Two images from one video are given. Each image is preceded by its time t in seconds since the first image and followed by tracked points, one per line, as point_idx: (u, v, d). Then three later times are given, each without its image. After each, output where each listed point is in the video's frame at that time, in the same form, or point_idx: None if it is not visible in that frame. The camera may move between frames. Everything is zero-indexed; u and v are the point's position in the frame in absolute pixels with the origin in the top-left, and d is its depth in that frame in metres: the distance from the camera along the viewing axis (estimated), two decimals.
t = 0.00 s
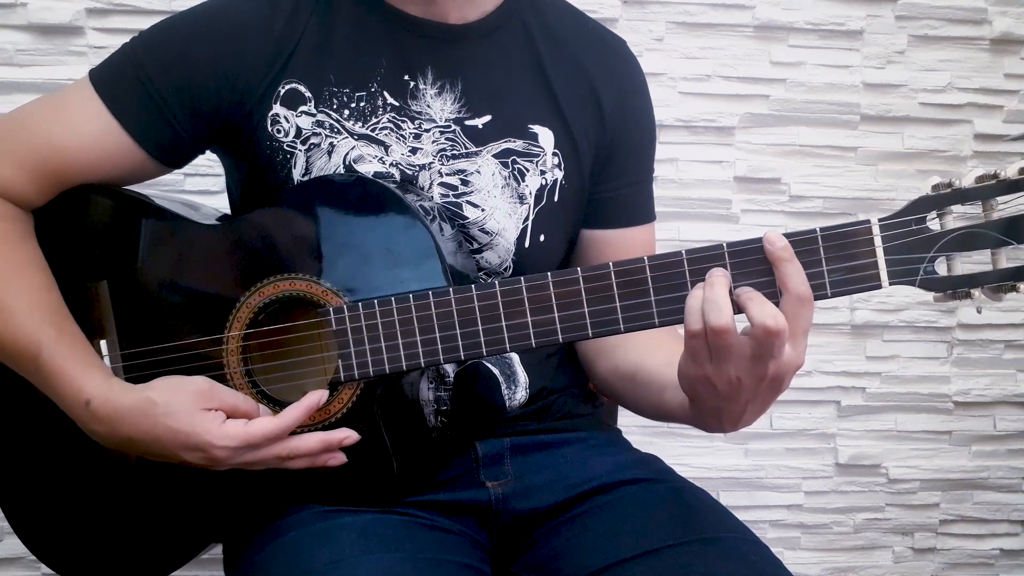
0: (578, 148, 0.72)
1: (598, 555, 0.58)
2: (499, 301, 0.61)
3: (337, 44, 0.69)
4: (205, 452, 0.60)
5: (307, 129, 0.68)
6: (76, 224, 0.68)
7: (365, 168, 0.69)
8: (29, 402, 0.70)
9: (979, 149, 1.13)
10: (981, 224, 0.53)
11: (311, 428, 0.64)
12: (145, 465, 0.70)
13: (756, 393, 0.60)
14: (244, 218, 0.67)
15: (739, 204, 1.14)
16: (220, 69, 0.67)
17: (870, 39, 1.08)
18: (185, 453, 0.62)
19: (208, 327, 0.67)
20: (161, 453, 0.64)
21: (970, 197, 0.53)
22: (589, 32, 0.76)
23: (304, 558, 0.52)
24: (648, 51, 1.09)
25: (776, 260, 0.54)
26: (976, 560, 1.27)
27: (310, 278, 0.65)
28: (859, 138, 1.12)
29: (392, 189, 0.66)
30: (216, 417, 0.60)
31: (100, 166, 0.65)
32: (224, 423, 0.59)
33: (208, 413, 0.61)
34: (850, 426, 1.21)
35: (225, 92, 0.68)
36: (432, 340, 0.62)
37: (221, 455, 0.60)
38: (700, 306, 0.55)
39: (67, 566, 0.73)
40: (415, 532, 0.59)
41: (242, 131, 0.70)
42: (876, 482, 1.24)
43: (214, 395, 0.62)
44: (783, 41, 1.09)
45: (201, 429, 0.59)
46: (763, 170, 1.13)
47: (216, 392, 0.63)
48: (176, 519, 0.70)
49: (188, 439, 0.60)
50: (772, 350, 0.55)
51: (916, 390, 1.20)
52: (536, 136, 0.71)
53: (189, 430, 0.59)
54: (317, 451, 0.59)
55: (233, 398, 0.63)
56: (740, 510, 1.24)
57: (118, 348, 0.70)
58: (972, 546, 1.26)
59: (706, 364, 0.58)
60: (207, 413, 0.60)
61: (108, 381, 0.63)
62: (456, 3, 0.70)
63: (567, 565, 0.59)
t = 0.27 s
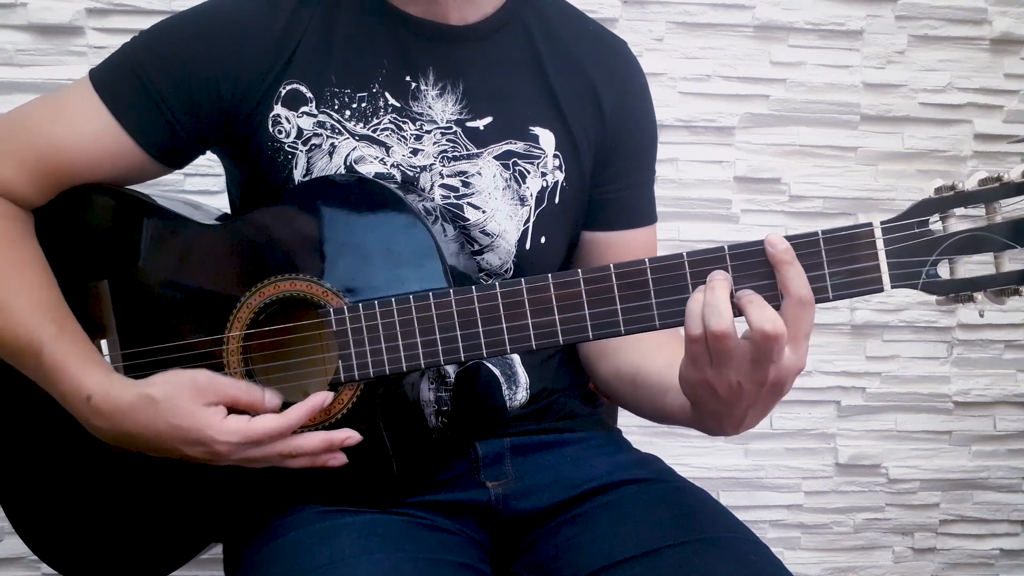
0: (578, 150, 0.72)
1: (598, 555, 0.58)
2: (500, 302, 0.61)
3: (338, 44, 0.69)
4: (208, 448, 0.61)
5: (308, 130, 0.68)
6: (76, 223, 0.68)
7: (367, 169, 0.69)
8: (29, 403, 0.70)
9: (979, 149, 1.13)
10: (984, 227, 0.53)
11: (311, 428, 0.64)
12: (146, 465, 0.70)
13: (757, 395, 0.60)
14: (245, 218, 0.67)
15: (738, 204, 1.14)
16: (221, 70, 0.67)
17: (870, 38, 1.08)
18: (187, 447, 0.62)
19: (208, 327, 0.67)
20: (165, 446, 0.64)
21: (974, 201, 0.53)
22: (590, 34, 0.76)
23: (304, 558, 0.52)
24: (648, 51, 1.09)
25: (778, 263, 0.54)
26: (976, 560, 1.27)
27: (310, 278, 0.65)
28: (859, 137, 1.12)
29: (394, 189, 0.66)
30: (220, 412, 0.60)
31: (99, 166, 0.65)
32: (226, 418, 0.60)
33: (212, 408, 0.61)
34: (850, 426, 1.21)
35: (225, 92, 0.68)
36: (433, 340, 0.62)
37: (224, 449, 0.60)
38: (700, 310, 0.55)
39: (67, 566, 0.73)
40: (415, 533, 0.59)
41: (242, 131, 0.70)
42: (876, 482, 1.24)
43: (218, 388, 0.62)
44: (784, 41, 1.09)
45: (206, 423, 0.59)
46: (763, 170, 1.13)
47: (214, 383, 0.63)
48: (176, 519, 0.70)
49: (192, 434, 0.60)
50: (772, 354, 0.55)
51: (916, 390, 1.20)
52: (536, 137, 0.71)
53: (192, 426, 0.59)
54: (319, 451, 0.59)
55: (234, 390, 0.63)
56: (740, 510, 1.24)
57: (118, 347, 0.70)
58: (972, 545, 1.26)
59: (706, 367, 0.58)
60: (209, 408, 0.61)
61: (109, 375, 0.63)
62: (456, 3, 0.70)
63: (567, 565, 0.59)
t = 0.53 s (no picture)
0: (576, 150, 0.72)
1: (599, 555, 0.58)
2: (499, 300, 0.61)
3: (337, 44, 0.69)
4: (219, 406, 0.60)
5: (306, 129, 0.68)
6: (74, 221, 0.68)
7: (366, 166, 0.69)
8: (32, 401, 0.70)
9: (979, 149, 1.13)
10: (989, 223, 0.53)
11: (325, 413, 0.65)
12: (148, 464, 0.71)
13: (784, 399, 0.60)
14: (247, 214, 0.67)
15: (739, 204, 1.14)
16: (220, 69, 0.67)
17: (869, 39, 1.08)
18: (195, 409, 0.61)
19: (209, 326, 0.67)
20: (170, 413, 0.63)
21: (978, 196, 0.53)
22: (588, 34, 0.76)
23: (304, 558, 0.52)
24: (648, 51, 1.09)
25: (783, 255, 0.54)
26: (976, 560, 1.27)
27: (311, 277, 0.65)
28: (859, 138, 1.12)
29: (393, 188, 0.65)
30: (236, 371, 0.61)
31: (99, 164, 0.65)
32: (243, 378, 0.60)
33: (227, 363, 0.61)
34: (850, 426, 1.21)
35: (223, 91, 0.68)
36: (431, 340, 0.62)
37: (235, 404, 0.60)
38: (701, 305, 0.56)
39: (67, 566, 0.73)
40: (415, 533, 0.59)
41: (241, 130, 0.70)
42: (876, 482, 1.24)
43: (230, 349, 0.62)
44: (784, 41, 1.09)
45: (223, 377, 0.59)
46: (763, 170, 1.13)
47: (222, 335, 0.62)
48: (176, 519, 0.71)
49: (206, 389, 0.60)
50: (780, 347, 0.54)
51: (916, 390, 1.20)
52: (532, 138, 0.71)
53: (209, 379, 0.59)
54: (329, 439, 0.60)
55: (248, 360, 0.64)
56: (740, 510, 1.24)
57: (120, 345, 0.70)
58: (972, 546, 1.26)
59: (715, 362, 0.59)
60: (225, 361, 0.61)
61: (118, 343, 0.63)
62: (456, 3, 0.70)
63: (567, 565, 0.59)
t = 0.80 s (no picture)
0: (577, 154, 0.72)
1: (598, 555, 0.58)
2: (495, 301, 0.61)
3: (337, 45, 0.69)
4: (215, 414, 0.60)
5: (306, 131, 0.68)
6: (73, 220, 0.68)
7: (364, 169, 0.69)
8: (31, 401, 0.70)
9: (979, 149, 1.13)
10: (986, 224, 0.53)
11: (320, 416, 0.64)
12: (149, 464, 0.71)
13: (752, 394, 0.60)
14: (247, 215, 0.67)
15: (738, 204, 1.14)
16: (220, 70, 0.67)
17: (869, 38, 1.08)
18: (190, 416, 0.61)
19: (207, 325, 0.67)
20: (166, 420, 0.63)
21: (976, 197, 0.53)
22: (592, 38, 0.75)
23: (303, 558, 0.52)
24: (648, 51, 1.09)
25: (777, 259, 0.54)
26: (976, 560, 1.27)
27: (309, 278, 0.65)
28: (859, 137, 1.12)
29: (392, 189, 0.66)
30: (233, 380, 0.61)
31: (99, 167, 0.65)
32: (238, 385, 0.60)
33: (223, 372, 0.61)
34: (850, 426, 1.21)
35: (224, 93, 0.68)
36: (428, 340, 0.63)
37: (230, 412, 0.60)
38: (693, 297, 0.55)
39: (67, 565, 0.73)
40: (416, 532, 0.59)
41: (242, 132, 0.70)
42: (876, 482, 1.24)
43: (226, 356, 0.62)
44: (784, 41, 1.09)
45: (219, 386, 0.60)
46: (763, 170, 1.13)
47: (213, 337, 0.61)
48: (175, 519, 0.71)
49: (201, 398, 0.60)
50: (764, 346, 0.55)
51: (916, 390, 1.20)
52: (535, 142, 0.71)
53: (202, 387, 0.60)
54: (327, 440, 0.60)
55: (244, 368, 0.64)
56: (740, 510, 1.24)
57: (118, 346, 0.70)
58: (972, 545, 1.26)
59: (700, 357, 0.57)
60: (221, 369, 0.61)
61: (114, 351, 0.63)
62: (456, 5, 0.70)
63: (567, 565, 0.59)
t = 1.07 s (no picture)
0: (577, 154, 0.72)
1: (598, 555, 0.58)
2: (497, 299, 0.61)
3: (337, 45, 0.69)
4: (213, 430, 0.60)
5: (303, 133, 0.68)
6: (74, 224, 0.68)
7: (361, 172, 0.69)
8: (30, 401, 0.70)
9: (979, 149, 1.13)
10: (979, 218, 0.52)
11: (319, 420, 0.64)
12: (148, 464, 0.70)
13: (748, 387, 0.60)
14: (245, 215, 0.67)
15: (738, 204, 1.14)
16: (219, 71, 0.67)
17: (869, 38, 1.08)
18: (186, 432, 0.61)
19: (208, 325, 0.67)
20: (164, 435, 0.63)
21: (969, 191, 0.53)
22: (594, 38, 0.75)
23: (303, 557, 0.52)
24: (648, 51, 1.09)
25: (773, 257, 0.54)
26: (976, 560, 1.27)
27: (306, 277, 0.65)
28: (859, 138, 1.12)
29: (390, 189, 0.65)
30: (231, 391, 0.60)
31: (97, 170, 0.65)
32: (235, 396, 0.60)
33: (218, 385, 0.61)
34: (850, 426, 1.21)
35: (222, 94, 0.68)
36: (430, 339, 0.63)
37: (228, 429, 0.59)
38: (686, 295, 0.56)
39: (67, 566, 0.73)
40: (415, 532, 0.59)
41: (240, 132, 0.70)
42: (876, 482, 1.24)
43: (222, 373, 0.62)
44: (784, 41, 1.09)
45: (214, 399, 0.59)
46: (763, 170, 1.13)
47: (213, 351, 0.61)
48: (174, 520, 0.70)
49: (196, 414, 0.60)
50: (756, 344, 0.55)
51: (916, 390, 1.20)
52: (535, 143, 0.71)
53: (198, 403, 0.59)
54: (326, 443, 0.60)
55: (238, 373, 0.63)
56: (740, 510, 1.24)
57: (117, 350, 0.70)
58: (972, 545, 1.26)
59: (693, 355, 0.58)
60: (216, 383, 0.60)
61: (110, 366, 0.63)
62: (456, 5, 0.70)
63: (567, 565, 0.59)
